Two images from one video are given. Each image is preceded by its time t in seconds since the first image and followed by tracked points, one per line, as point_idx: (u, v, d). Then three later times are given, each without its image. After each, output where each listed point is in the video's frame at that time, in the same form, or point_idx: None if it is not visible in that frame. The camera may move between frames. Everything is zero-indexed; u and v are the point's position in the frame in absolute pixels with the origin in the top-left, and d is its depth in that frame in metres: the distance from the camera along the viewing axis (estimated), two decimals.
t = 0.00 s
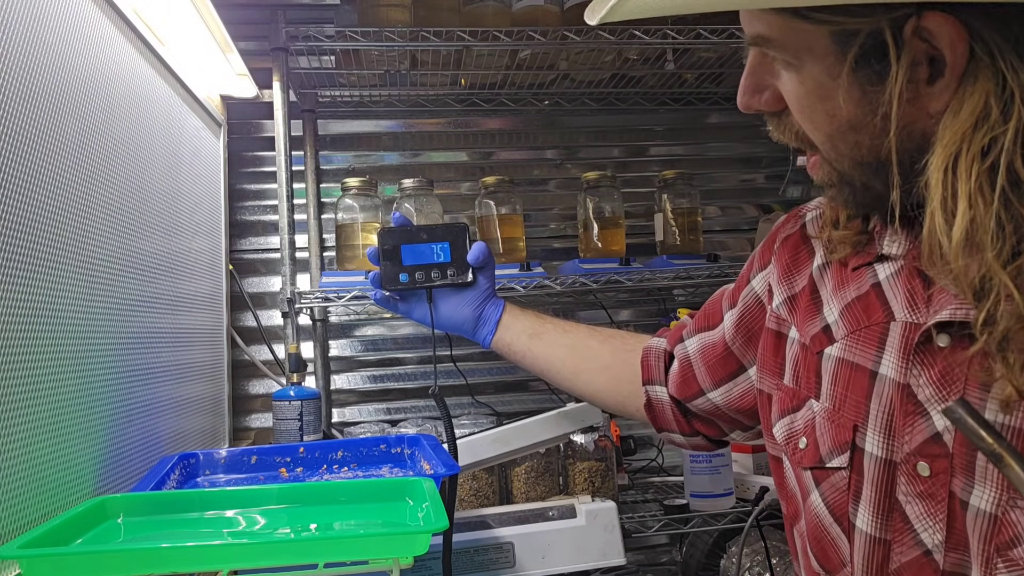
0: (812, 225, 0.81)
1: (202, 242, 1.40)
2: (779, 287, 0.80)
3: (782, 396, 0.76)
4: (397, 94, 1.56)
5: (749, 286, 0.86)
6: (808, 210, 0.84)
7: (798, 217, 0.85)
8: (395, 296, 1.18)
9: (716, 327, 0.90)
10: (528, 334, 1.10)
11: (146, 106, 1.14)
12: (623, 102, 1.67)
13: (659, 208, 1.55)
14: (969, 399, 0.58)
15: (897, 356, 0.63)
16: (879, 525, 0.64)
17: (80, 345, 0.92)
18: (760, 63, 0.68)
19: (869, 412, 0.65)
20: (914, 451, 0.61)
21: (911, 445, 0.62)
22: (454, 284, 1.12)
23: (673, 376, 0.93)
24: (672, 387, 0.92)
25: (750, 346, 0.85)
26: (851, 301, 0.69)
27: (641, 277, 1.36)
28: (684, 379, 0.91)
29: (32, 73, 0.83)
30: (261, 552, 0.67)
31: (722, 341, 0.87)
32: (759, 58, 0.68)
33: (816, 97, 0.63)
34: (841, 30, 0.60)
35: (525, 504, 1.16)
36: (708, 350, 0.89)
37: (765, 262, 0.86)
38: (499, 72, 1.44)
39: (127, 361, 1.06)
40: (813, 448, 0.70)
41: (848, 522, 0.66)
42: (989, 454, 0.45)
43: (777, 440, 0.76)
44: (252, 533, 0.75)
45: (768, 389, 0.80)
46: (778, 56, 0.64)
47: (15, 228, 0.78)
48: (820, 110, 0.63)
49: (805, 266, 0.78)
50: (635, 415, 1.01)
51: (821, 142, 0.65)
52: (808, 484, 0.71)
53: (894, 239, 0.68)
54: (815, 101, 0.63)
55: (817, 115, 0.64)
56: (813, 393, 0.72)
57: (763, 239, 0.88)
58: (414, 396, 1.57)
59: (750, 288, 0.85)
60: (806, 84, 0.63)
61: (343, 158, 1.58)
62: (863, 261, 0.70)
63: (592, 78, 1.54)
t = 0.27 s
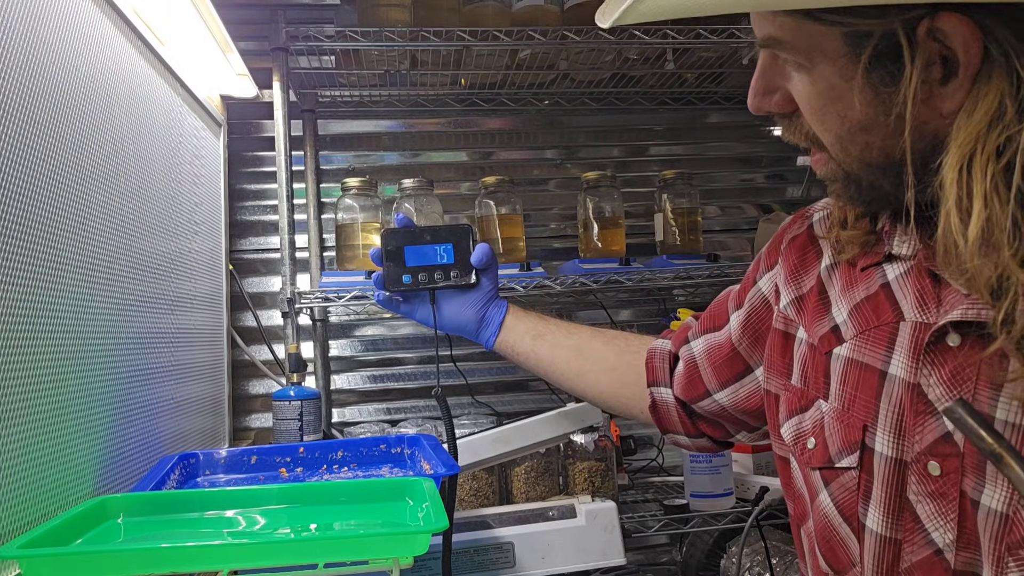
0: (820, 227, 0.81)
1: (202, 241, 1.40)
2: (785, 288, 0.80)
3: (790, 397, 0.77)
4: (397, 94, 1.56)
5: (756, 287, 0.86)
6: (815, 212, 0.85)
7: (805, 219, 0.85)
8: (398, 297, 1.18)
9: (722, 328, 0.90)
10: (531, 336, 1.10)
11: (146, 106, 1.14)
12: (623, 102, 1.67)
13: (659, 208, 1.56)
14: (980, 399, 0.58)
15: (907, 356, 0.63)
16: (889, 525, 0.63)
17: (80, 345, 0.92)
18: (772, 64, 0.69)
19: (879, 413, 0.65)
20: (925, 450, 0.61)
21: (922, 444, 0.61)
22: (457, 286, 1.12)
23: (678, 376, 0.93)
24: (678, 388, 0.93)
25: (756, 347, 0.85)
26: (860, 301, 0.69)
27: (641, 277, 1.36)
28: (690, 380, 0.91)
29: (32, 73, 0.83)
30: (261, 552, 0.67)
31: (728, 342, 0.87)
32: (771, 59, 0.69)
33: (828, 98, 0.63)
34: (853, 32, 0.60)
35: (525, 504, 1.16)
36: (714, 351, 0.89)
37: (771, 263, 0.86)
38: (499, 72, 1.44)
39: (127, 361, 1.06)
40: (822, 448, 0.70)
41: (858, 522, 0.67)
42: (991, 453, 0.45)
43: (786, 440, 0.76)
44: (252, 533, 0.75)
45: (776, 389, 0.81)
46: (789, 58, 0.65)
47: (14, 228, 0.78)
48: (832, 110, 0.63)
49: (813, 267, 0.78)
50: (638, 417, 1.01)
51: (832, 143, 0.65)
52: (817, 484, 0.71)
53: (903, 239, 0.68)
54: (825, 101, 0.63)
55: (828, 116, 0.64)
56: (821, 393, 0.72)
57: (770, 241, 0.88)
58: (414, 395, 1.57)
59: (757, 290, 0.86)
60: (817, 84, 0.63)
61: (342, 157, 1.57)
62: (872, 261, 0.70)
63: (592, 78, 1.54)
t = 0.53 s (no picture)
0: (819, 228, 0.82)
1: (202, 241, 1.40)
2: (784, 287, 0.80)
3: (790, 391, 0.76)
4: (397, 94, 1.56)
5: (755, 288, 0.86)
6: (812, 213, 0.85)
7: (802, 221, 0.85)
8: (394, 297, 1.18)
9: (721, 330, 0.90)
10: (528, 339, 1.09)
11: (145, 105, 1.14)
12: (623, 101, 1.67)
13: (659, 208, 1.55)
14: (984, 382, 0.59)
15: (909, 344, 0.63)
16: (894, 510, 0.63)
17: (81, 345, 0.92)
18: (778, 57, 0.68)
19: (883, 401, 0.65)
20: (929, 434, 0.61)
21: (927, 429, 0.62)
22: (454, 288, 1.11)
23: (676, 378, 0.93)
24: (677, 390, 0.92)
25: (756, 347, 0.85)
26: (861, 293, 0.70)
27: (641, 277, 1.36)
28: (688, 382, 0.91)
29: (32, 74, 0.83)
30: (260, 552, 0.67)
31: (727, 343, 0.87)
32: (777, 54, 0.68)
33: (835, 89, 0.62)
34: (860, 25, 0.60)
35: (525, 505, 1.16)
36: (713, 352, 0.89)
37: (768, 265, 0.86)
38: (499, 72, 1.44)
39: (127, 361, 1.06)
40: (823, 440, 0.69)
41: (862, 511, 0.66)
42: (991, 454, 0.44)
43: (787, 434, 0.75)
44: (251, 534, 0.75)
45: (775, 386, 0.80)
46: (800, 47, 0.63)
47: (14, 229, 0.78)
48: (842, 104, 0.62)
49: (811, 265, 0.78)
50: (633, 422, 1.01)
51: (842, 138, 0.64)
52: (819, 476, 0.70)
53: (905, 231, 0.68)
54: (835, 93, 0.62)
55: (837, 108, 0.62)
56: (822, 386, 0.72)
57: (766, 243, 0.89)
58: (413, 396, 1.57)
59: (756, 291, 0.86)
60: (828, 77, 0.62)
61: (342, 157, 1.57)
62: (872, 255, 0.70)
63: (592, 78, 1.54)
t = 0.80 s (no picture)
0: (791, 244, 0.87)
1: (201, 242, 1.40)
2: (761, 300, 0.85)
3: (768, 396, 0.81)
4: (396, 94, 1.55)
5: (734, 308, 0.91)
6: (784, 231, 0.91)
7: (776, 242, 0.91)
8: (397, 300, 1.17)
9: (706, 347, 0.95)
10: (529, 349, 1.11)
11: (145, 105, 1.14)
12: (623, 101, 1.67)
13: (659, 208, 1.55)
14: (953, 358, 0.64)
15: (881, 331, 0.70)
16: (876, 489, 0.68)
17: (81, 346, 0.92)
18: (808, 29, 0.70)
19: (857, 386, 0.71)
20: (905, 412, 0.67)
21: (903, 407, 0.67)
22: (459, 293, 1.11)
23: (664, 395, 0.98)
24: (666, 407, 0.97)
25: (738, 363, 0.90)
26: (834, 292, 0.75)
27: (641, 277, 1.35)
28: (677, 398, 0.96)
29: (31, 74, 0.83)
30: (259, 553, 0.67)
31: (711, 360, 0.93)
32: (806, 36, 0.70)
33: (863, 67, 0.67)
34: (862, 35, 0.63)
35: (526, 505, 1.15)
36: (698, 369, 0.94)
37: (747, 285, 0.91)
38: (499, 71, 1.44)
39: (127, 361, 1.06)
40: (803, 433, 0.75)
41: (843, 497, 0.71)
42: (993, 455, 0.45)
43: (769, 435, 0.81)
44: (251, 534, 0.75)
45: (756, 394, 0.85)
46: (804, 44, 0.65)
47: (15, 230, 0.78)
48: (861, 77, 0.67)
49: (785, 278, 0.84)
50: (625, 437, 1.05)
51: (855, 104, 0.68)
52: (800, 470, 0.76)
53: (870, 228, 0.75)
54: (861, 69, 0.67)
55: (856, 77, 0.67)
56: (800, 385, 0.77)
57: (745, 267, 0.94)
58: (413, 396, 1.57)
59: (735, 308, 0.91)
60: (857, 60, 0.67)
61: (342, 157, 1.57)
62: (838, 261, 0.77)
63: (592, 77, 1.53)
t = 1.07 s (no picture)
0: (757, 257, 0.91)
1: (201, 242, 1.40)
2: (733, 310, 0.88)
3: (741, 400, 0.84)
4: (397, 94, 1.55)
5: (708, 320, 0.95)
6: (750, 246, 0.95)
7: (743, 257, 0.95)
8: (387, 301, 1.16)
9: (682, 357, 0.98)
10: (516, 356, 1.12)
11: (145, 104, 1.14)
12: (623, 101, 1.67)
13: (659, 208, 1.55)
14: (913, 349, 0.67)
15: (846, 330, 0.73)
16: (846, 480, 0.71)
17: (81, 346, 0.92)
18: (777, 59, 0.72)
19: (826, 381, 0.74)
20: (872, 404, 0.69)
21: (869, 399, 0.70)
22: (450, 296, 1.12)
23: (643, 404, 1.00)
24: (645, 417, 0.99)
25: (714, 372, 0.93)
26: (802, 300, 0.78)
27: (641, 277, 1.35)
28: (655, 408, 0.98)
29: (32, 74, 0.83)
30: (260, 553, 0.67)
31: (688, 369, 0.95)
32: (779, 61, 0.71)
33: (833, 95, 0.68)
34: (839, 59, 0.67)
35: (525, 505, 1.16)
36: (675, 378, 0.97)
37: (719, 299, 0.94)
38: (499, 71, 1.44)
39: (127, 361, 1.06)
40: (776, 431, 0.77)
41: (817, 490, 0.73)
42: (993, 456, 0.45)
43: (743, 437, 0.83)
44: (251, 534, 0.75)
45: (728, 399, 0.86)
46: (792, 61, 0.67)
47: (15, 229, 0.78)
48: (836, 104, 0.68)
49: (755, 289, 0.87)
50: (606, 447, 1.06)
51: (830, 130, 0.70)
52: (775, 467, 0.78)
53: (831, 234, 0.78)
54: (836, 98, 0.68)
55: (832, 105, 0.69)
56: (772, 387, 0.79)
57: (715, 281, 0.98)
58: (413, 396, 1.57)
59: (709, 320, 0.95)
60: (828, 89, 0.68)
61: (342, 157, 1.57)
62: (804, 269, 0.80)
63: (591, 77, 1.53)
